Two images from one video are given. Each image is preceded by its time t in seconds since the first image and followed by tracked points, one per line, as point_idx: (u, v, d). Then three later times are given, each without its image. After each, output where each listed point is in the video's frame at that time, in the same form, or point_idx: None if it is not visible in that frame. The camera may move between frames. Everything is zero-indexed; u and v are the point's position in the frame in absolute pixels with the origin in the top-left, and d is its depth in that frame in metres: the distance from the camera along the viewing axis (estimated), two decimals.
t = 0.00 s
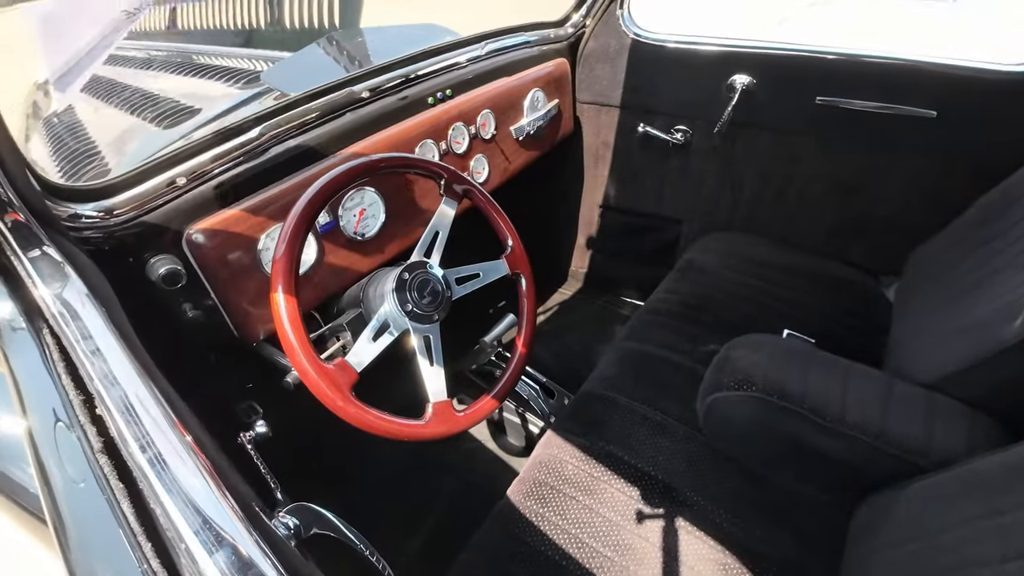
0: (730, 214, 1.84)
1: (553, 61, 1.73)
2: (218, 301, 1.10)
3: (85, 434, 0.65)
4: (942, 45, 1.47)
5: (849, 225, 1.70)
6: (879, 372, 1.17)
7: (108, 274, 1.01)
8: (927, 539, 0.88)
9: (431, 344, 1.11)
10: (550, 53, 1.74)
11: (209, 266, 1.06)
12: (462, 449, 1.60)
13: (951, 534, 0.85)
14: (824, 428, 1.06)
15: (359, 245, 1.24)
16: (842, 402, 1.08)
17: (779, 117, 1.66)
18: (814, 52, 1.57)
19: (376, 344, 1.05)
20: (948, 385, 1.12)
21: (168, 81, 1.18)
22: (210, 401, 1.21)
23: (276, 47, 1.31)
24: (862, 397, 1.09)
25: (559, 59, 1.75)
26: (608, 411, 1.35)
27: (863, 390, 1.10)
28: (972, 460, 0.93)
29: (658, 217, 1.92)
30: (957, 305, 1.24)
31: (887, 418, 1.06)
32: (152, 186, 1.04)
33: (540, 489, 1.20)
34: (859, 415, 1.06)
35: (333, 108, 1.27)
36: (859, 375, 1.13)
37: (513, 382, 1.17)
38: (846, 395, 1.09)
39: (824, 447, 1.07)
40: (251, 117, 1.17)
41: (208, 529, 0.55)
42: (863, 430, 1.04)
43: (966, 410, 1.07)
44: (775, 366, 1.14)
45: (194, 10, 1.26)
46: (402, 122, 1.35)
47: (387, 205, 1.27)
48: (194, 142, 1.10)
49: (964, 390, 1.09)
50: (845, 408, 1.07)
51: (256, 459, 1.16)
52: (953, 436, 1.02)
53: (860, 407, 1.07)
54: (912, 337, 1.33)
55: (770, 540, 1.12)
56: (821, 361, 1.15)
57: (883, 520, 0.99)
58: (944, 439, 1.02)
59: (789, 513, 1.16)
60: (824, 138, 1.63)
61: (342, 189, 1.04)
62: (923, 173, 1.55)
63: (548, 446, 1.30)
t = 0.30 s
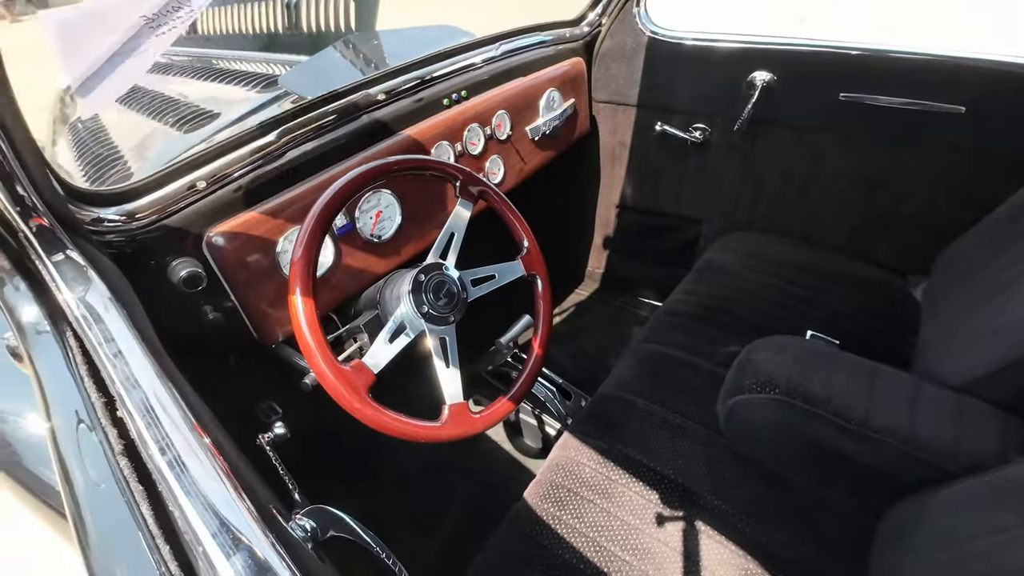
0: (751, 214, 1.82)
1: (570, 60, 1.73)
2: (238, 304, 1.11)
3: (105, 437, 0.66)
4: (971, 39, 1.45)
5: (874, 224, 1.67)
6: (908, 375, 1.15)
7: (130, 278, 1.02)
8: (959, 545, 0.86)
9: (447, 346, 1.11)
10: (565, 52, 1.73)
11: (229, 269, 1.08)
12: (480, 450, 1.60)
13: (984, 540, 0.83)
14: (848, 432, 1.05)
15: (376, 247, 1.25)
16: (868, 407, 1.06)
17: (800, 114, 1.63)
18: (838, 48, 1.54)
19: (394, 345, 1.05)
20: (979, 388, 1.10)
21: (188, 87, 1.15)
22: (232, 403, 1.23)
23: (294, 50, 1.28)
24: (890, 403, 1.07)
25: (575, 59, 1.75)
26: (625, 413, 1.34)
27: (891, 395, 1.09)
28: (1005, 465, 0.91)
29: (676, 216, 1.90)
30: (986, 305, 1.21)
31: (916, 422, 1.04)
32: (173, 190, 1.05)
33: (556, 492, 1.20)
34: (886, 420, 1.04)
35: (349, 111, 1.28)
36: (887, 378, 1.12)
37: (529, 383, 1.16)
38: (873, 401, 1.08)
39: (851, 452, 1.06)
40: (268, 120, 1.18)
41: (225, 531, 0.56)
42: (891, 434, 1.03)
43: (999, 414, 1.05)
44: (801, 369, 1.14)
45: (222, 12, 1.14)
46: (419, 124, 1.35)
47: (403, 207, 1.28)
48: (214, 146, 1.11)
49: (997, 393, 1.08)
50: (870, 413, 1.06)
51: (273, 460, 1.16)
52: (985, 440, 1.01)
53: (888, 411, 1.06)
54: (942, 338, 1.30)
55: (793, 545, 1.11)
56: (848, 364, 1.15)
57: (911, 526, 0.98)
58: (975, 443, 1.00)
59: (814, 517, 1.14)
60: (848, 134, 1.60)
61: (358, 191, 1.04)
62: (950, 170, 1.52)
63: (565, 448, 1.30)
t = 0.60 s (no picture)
0: (770, 211, 1.80)
1: (583, 57, 1.72)
2: (254, 302, 1.12)
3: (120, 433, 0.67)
4: (997, 30, 1.41)
5: (896, 221, 1.64)
6: (933, 375, 1.13)
7: (147, 276, 1.03)
8: (988, 550, 0.84)
9: (458, 344, 1.11)
10: (579, 49, 1.72)
11: (243, 268, 1.08)
12: (496, 449, 1.60)
13: (1015, 545, 0.81)
14: (871, 433, 1.04)
15: (389, 245, 1.25)
16: (891, 407, 1.05)
17: (820, 110, 1.61)
18: (858, 41, 1.51)
19: (407, 343, 1.06)
20: (1007, 388, 1.08)
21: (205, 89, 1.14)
22: (250, 403, 1.24)
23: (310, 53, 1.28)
24: (915, 404, 1.06)
25: (589, 56, 1.73)
26: (641, 413, 1.33)
27: (915, 395, 1.07)
28: None
29: (693, 214, 1.88)
30: (1014, 302, 1.19)
31: (943, 423, 1.03)
32: (189, 189, 1.06)
33: (570, 492, 1.20)
34: (911, 420, 1.03)
35: (362, 109, 1.28)
36: (914, 379, 1.11)
37: (542, 381, 1.16)
38: (897, 401, 1.06)
39: (877, 454, 1.04)
40: (281, 118, 1.18)
41: (235, 527, 0.56)
42: (916, 435, 1.01)
43: None
44: (820, 368, 1.13)
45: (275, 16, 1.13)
46: (432, 122, 1.35)
47: (416, 205, 1.28)
48: (230, 145, 1.12)
49: None
50: (895, 413, 1.04)
51: (288, 458, 1.17)
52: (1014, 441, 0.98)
53: (913, 412, 1.05)
54: (968, 336, 1.28)
55: (814, 548, 1.09)
56: (871, 363, 1.13)
57: (938, 529, 0.96)
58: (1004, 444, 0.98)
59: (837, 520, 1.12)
60: (869, 130, 1.58)
61: (371, 189, 1.05)
62: (975, 164, 1.49)
63: (579, 448, 1.29)
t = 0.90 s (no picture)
0: (784, 211, 1.78)
1: (592, 56, 1.71)
2: (264, 304, 1.12)
3: (128, 437, 0.66)
4: (1016, 25, 1.38)
5: (913, 221, 1.62)
6: (950, 379, 1.12)
7: (159, 278, 1.03)
8: (1008, 558, 0.82)
9: (466, 347, 1.11)
10: (588, 49, 1.71)
11: (254, 271, 1.08)
12: (506, 451, 1.60)
13: None
14: (887, 436, 1.02)
15: (398, 247, 1.25)
16: (906, 411, 1.04)
17: (834, 108, 1.59)
18: (872, 38, 1.49)
19: (415, 345, 1.06)
20: None
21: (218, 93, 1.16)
22: (262, 405, 1.25)
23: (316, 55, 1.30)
24: (932, 408, 1.04)
25: (598, 56, 1.73)
26: (651, 417, 1.33)
27: (932, 400, 1.06)
28: None
29: (705, 215, 1.87)
30: None
31: (962, 427, 1.01)
32: (200, 192, 1.06)
33: (578, 495, 1.20)
34: (927, 425, 1.02)
35: (371, 112, 1.29)
36: (930, 384, 1.09)
37: (551, 383, 1.16)
38: (913, 405, 1.05)
39: (892, 458, 1.03)
40: (291, 122, 1.19)
41: (238, 531, 0.57)
42: (933, 439, 1.00)
43: None
44: (835, 372, 1.12)
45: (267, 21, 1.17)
46: (441, 124, 1.35)
47: (424, 208, 1.28)
48: (239, 147, 1.12)
49: None
50: (911, 417, 1.03)
51: (296, 460, 1.18)
52: None
53: (929, 416, 1.03)
54: (988, 340, 1.25)
55: (830, 556, 1.08)
56: (886, 367, 1.12)
57: (958, 535, 0.94)
58: None
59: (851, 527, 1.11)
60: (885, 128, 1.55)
61: (379, 192, 1.05)
62: (995, 163, 1.46)
63: (588, 450, 1.29)
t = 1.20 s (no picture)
0: (794, 210, 1.76)
1: (598, 52, 1.70)
2: (267, 303, 1.11)
3: (127, 435, 0.66)
4: None
5: (926, 219, 1.59)
6: (964, 379, 1.10)
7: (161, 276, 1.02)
8: None
9: (470, 345, 1.10)
10: (594, 46, 1.70)
11: (258, 269, 1.07)
12: (512, 451, 1.59)
13: None
14: (900, 438, 1.00)
15: (402, 246, 1.24)
16: (919, 412, 1.02)
17: (844, 104, 1.57)
18: (884, 34, 1.47)
19: (418, 343, 1.05)
20: None
21: (226, 93, 1.18)
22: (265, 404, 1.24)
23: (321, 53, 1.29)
24: (946, 409, 1.03)
25: (604, 52, 1.71)
26: (657, 417, 1.31)
27: (945, 400, 1.04)
28: None
29: (713, 213, 1.85)
30: None
31: (977, 429, 0.99)
32: (203, 191, 1.05)
33: (584, 496, 1.19)
34: (941, 426, 1.00)
35: (376, 109, 1.28)
36: (944, 385, 1.07)
37: (556, 382, 1.14)
38: (925, 406, 1.03)
39: (905, 460, 1.01)
40: (294, 119, 1.18)
41: (236, 531, 0.56)
42: (947, 441, 0.98)
43: None
44: (846, 372, 1.10)
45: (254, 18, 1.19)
46: (445, 121, 1.34)
47: (428, 205, 1.27)
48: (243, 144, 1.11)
49: None
50: (923, 418, 1.01)
51: (298, 458, 1.16)
52: None
53: (943, 417, 1.01)
54: (1003, 339, 1.23)
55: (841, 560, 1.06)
56: (899, 368, 1.10)
57: (974, 539, 0.92)
58: None
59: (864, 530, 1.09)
60: (896, 124, 1.53)
61: (382, 189, 1.03)
62: (1010, 160, 1.44)
63: (593, 451, 1.28)
